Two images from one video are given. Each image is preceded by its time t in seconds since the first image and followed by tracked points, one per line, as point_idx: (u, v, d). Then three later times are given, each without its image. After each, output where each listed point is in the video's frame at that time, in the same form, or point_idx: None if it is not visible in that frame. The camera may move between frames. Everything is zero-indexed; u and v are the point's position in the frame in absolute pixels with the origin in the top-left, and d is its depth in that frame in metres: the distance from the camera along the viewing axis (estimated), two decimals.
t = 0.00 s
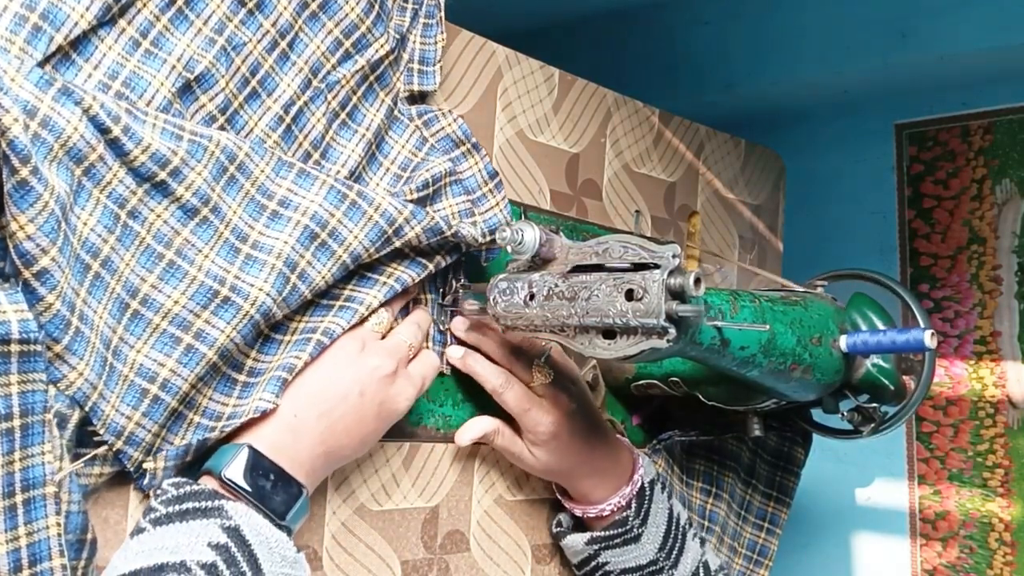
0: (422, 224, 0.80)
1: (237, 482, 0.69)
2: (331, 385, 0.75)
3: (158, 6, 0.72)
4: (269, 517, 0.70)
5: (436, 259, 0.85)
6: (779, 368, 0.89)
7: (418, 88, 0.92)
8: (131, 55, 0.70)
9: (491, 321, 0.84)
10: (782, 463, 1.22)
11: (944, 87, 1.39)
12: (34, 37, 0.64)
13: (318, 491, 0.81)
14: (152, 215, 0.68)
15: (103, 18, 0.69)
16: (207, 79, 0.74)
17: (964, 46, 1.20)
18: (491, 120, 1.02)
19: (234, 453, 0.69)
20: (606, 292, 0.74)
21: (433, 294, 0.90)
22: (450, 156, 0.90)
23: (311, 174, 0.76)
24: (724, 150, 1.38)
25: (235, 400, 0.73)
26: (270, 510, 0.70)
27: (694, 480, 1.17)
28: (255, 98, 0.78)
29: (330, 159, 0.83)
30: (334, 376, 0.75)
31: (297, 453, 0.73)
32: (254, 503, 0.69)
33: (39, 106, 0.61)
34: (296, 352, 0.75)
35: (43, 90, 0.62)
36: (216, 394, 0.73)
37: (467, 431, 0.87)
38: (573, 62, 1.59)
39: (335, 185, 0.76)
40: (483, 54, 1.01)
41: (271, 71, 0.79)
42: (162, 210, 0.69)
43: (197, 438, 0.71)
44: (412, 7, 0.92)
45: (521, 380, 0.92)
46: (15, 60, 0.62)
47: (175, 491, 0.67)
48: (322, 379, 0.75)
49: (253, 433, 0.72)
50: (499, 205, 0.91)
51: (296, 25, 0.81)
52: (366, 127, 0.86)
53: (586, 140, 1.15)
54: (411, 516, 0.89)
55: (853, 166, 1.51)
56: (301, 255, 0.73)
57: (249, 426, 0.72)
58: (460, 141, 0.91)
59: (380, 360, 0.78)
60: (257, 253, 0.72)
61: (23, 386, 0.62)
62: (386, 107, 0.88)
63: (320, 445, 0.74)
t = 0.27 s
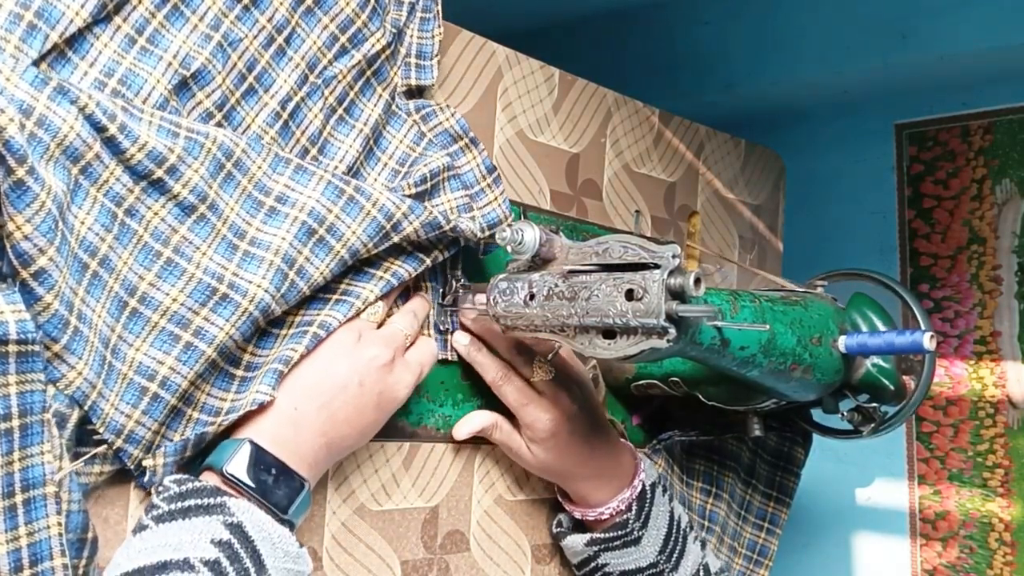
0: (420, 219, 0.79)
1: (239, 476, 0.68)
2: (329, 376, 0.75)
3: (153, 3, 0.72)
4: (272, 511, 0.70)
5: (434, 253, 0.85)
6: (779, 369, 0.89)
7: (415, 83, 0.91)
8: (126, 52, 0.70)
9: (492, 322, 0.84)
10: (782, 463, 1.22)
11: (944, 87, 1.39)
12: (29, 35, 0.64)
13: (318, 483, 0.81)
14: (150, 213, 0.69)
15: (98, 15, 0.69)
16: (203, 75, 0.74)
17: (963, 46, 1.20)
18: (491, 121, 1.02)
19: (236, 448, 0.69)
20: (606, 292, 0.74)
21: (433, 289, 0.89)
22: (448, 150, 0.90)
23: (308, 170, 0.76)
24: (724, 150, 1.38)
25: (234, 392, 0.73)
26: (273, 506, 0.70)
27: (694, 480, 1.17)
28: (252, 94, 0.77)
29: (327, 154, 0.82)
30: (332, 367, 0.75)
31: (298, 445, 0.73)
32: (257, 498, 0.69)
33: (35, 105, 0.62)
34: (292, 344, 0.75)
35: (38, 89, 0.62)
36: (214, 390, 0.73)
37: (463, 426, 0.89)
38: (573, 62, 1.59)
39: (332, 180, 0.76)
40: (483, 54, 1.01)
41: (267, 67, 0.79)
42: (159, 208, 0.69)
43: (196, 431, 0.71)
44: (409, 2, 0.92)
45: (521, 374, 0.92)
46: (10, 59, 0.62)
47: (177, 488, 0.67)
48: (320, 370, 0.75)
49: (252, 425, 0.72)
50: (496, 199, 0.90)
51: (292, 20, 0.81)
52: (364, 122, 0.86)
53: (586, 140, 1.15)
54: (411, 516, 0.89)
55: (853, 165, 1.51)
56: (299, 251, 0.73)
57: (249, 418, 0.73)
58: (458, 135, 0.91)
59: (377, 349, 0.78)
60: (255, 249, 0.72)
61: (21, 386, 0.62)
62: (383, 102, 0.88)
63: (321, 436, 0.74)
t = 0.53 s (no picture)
0: (417, 205, 0.80)
1: (241, 463, 0.68)
2: (327, 359, 0.75)
3: None
4: (273, 495, 0.69)
5: (432, 239, 0.86)
6: (779, 369, 0.89)
7: (409, 68, 0.91)
8: (118, 45, 0.70)
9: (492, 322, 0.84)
10: (782, 463, 1.22)
11: (944, 87, 1.39)
12: (18, 30, 0.64)
13: (318, 474, 0.81)
14: (144, 206, 0.69)
15: (88, 8, 0.68)
16: (196, 66, 0.73)
17: (965, 46, 1.20)
18: (491, 121, 1.02)
19: (237, 434, 0.68)
20: (606, 292, 0.74)
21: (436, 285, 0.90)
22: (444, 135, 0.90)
23: (303, 158, 0.76)
24: (724, 150, 1.38)
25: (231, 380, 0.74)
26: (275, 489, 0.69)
27: (694, 481, 1.17)
28: (246, 84, 0.77)
29: (323, 143, 0.82)
30: (329, 349, 0.75)
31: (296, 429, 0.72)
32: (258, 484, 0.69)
33: (26, 102, 0.61)
34: (286, 328, 0.74)
35: (29, 85, 0.61)
36: (211, 377, 0.73)
37: (462, 425, 0.89)
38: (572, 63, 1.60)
39: (327, 168, 0.76)
40: (483, 54, 1.01)
41: (260, 56, 0.78)
42: (154, 201, 0.69)
43: (196, 417, 0.71)
44: None
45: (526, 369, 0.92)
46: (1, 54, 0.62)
47: (178, 475, 0.67)
48: (317, 354, 0.74)
49: (250, 409, 0.72)
50: (494, 184, 0.91)
51: (284, 8, 0.80)
52: (358, 110, 0.85)
53: (586, 140, 1.15)
54: (411, 516, 0.89)
55: (852, 165, 1.51)
56: (295, 241, 0.73)
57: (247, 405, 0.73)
58: (454, 120, 0.91)
59: (376, 329, 0.78)
60: (251, 240, 0.72)
61: (18, 384, 0.61)
62: (378, 89, 0.88)
63: (320, 421, 0.74)
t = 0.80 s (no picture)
0: (415, 199, 0.80)
1: (241, 461, 0.68)
2: (325, 351, 0.75)
3: None
4: (274, 491, 0.70)
5: (430, 233, 0.85)
6: (779, 368, 0.89)
7: (406, 61, 0.91)
8: (113, 42, 0.69)
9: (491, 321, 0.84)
10: (782, 463, 1.22)
11: (944, 87, 1.39)
12: (14, 28, 0.64)
13: (318, 474, 0.81)
14: (141, 204, 0.69)
15: (83, 5, 0.68)
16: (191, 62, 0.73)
17: (965, 45, 1.20)
18: (491, 120, 1.02)
19: (240, 430, 0.69)
20: (606, 292, 0.74)
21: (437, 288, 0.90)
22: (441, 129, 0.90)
23: (299, 154, 0.76)
24: (724, 151, 1.38)
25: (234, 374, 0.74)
26: (277, 485, 0.69)
27: (694, 481, 1.17)
28: (242, 80, 0.77)
29: (320, 138, 0.82)
30: (328, 342, 0.75)
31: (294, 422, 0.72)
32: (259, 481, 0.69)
33: (21, 101, 0.61)
34: (286, 324, 0.74)
35: (23, 84, 0.61)
36: (211, 374, 0.73)
37: (461, 422, 0.89)
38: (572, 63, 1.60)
39: (324, 163, 0.76)
40: (483, 54, 1.01)
41: (256, 51, 0.78)
42: (150, 198, 0.69)
43: (197, 413, 0.71)
44: None
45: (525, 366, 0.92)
46: None
47: (179, 473, 0.66)
48: (316, 347, 0.75)
49: (250, 405, 0.72)
50: (491, 178, 0.90)
51: (281, 3, 0.80)
52: (356, 104, 0.85)
53: (586, 140, 1.15)
54: (411, 516, 0.89)
55: (853, 164, 1.51)
56: (294, 237, 0.73)
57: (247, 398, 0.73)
58: (451, 114, 0.91)
59: (375, 323, 0.78)
60: (249, 236, 0.72)
61: (17, 385, 0.61)
62: (375, 83, 0.88)
63: (320, 412, 0.74)
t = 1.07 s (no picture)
0: (411, 196, 0.80)
1: (241, 462, 0.68)
2: (322, 349, 0.75)
3: None
4: (273, 492, 0.70)
5: (425, 229, 0.85)
6: (779, 369, 0.89)
7: (402, 57, 0.90)
8: (107, 40, 0.69)
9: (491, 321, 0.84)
10: (782, 463, 1.22)
11: (944, 87, 1.39)
12: (7, 28, 0.64)
13: (318, 474, 0.81)
14: (136, 203, 0.69)
15: (77, 4, 0.68)
16: (185, 60, 0.73)
17: (965, 45, 1.20)
18: (491, 120, 1.02)
19: (241, 432, 0.69)
20: (606, 292, 0.74)
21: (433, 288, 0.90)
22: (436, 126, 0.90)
23: (295, 152, 0.76)
24: (724, 150, 1.38)
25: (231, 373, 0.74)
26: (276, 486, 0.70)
27: (694, 481, 1.17)
28: (237, 77, 0.77)
29: (316, 135, 0.82)
30: (325, 341, 0.75)
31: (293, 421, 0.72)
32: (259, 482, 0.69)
33: (14, 100, 0.61)
34: (283, 324, 0.74)
35: (16, 84, 0.62)
36: (208, 373, 0.73)
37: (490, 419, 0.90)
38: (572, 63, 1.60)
39: (320, 161, 0.76)
40: (483, 54, 1.01)
41: (251, 48, 0.78)
42: (145, 197, 0.69)
43: (194, 414, 0.71)
44: None
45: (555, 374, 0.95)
46: None
47: (179, 474, 0.67)
48: (314, 346, 0.75)
49: (248, 405, 0.72)
50: (487, 175, 0.91)
51: None
52: (352, 101, 0.85)
53: (586, 140, 1.15)
54: (411, 516, 0.89)
55: (853, 164, 1.51)
56: (290, 235, 0.73)
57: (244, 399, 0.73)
58: (447, 111, 0.91)
59: (372, 323, 0.78)
60: (245, 234, 0.72)
61: (13, 386, 0.61)
62: (371, 79, 0.88)
63: (319, 411, 0.74)
